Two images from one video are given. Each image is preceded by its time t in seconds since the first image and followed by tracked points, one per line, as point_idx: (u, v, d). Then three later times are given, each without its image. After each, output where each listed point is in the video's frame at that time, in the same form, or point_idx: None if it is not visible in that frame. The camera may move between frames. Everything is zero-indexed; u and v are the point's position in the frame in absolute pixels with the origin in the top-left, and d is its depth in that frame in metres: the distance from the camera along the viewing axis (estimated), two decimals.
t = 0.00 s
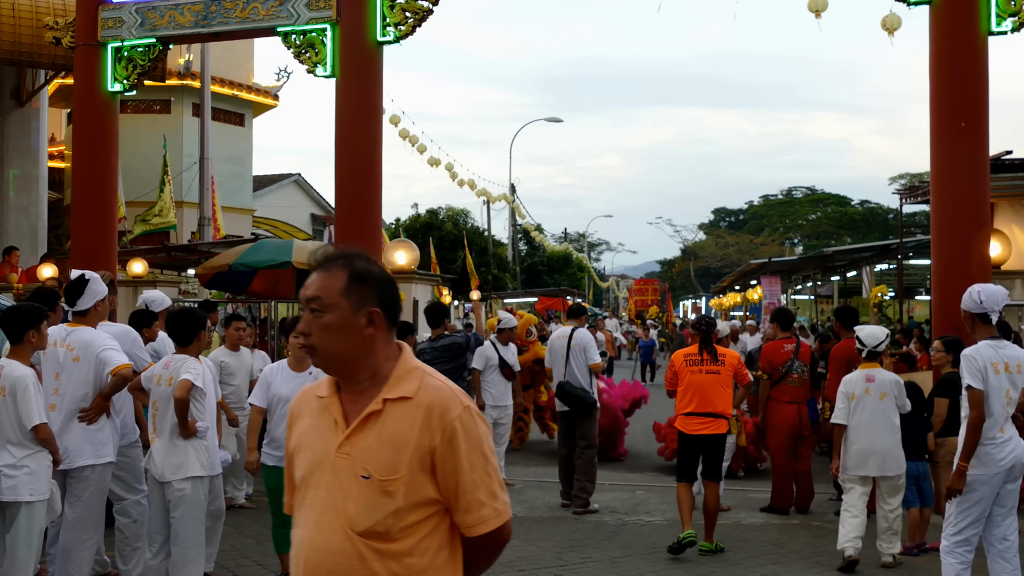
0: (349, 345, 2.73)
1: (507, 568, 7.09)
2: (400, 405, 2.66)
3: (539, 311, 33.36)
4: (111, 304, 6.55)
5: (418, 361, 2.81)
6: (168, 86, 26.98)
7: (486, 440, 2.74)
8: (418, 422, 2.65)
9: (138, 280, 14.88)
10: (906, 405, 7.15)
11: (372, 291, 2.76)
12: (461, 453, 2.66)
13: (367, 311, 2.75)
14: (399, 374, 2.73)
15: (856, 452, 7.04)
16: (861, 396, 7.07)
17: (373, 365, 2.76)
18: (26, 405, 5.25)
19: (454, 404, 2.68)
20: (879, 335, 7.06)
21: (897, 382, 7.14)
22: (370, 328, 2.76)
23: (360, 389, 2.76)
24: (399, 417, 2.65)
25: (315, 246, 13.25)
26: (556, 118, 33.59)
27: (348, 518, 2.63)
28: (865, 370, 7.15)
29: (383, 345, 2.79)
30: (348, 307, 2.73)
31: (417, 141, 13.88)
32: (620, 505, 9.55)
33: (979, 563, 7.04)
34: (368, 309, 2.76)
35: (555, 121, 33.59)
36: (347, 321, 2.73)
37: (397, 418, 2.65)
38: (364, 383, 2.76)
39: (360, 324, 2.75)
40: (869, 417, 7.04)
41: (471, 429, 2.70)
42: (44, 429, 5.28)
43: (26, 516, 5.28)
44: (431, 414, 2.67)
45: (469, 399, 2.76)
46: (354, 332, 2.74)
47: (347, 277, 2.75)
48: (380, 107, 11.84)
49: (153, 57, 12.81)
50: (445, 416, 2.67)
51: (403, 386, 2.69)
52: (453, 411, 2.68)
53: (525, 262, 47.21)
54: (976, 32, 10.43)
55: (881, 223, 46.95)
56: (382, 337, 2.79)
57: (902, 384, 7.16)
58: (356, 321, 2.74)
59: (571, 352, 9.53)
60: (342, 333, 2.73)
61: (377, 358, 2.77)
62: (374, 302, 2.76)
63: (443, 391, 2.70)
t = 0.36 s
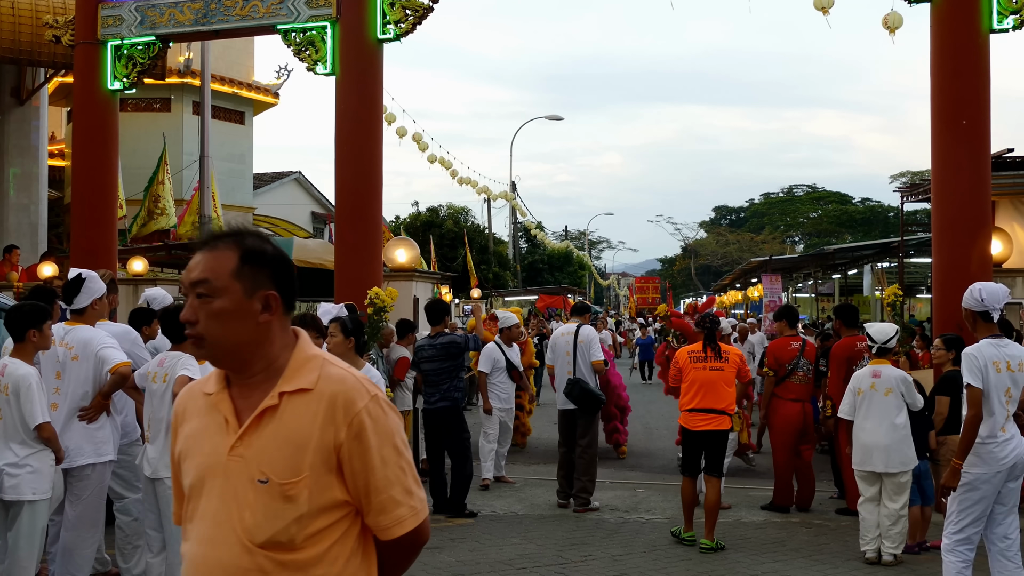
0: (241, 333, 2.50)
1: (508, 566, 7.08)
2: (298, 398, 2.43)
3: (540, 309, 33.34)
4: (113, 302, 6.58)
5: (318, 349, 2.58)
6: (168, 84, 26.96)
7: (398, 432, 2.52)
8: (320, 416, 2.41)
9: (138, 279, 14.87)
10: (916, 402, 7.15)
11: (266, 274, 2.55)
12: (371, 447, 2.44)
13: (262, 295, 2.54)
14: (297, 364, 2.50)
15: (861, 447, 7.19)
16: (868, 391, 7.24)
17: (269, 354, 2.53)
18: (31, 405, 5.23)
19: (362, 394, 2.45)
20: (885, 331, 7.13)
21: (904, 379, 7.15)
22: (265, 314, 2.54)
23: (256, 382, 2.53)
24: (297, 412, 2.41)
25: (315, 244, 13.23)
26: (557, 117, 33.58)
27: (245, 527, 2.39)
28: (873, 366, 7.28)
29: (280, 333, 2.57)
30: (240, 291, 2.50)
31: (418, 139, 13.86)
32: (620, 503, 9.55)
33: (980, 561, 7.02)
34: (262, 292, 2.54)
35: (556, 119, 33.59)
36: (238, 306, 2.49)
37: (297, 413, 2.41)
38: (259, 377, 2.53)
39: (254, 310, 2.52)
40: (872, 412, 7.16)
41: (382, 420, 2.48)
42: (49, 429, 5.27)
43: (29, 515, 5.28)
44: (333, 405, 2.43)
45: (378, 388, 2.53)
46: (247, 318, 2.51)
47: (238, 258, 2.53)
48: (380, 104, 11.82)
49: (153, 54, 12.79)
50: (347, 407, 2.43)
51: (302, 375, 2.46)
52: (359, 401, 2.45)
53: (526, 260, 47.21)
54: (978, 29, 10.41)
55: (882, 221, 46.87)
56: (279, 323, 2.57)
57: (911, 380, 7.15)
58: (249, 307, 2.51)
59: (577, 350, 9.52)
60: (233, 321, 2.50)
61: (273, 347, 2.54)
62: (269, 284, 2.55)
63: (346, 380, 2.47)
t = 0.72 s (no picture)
0: (170, 335, 2.14)
1: (508, 562, 7.08)
2: (218, 421, 2.07)
3: (540, 306, 33.34)
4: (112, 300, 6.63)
5: (255, 367, 2.22)
6: (169, 81, 26.95)
7: (333, 478, 2.13)
8: (240, 446, 2.05)
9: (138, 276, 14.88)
10: (923, 401, 7.14)
11: (211, 268, 2.22)
12: (295, 494, 2.05)
13: (207, 291, 2.20)
14: (225, 380, 2.14)
15: (868, 445, 7.15)
16: (875, 389, 7.20)
17: (198, 366, 2.18)
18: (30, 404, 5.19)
19: (294, 427, 2.08)
20: (892, 328, 7.23)
21: (913, 378, 7.15)
22: (209, 314, 2.21)
23: (179, 395, 2.18)
24: (215, 437, 2.05)
25: (315, 241, 13.23)
26: (558, 114, 33.56)
27: (136, 566, 2.03)
28: (882, 364, 7.28)
29: (215, 341, 2.22)
30: (182, 284, 2.16)
31: (418, 136, 13.87)
32: (620, 500, 9.55)
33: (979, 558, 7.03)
34: (208, 288, 2.21)
35: (557, 116, 33.56)
36: (179, 303, 2.15)
37: (214, 441, 2.05)
38: (182, 388, 2.18)
39: (197, 307, 2.18)
40: (880, 410, 7.13)
41: (314, 461, 2.10)
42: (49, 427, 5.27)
43: (30, 512, 5.31)
44: (257, 435, 2.06)
45: (316, 422, 2.16)
46: (185, 317, 2.16)
47: (181, 248, 2.19)
48: (381, 101, 11.82)
49: (153, 51, 12.79)
50: (273, 438, 2.06)
51: (228, 397, 2.10)
52: (289, 435, 2.07)
53: (526, 257, 47.23)
54: (979, 26, 10.41)
55: (882, 218, 46.75)
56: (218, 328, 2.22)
57: (920, 379, 7.15)
58: (189, 304, 2.17)
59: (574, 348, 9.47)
60: (162, 319, 2.13)
61: (206, 355, 2.19)
62: (215, 279, 2.22)
63: (278, 407, 2.10)
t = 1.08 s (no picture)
0: (30, 342, 1.80)
1: (508, 558, 7.09)
2: (90, 444, 1.76)
3: (540, 302, 33.31)
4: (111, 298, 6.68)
5: (137, 374, 1.89)
6: (168, 77, 26.95)
7: (235, 499, 1.82)
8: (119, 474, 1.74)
9: (139, 272, 14.89)
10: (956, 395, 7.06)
11: (77, 256, 1.86)
12: (188, 526, 1.75)
13: (77, 285, 1.86)
14: (97, 392, 1.81)
15: (909, 443, 6.95)
16: (917, 386, 6.99)
17: (65, 374, 1.86)
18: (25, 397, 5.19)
19: (178, 444, 1.76)
20: (934, 325, 6.99)
21: (952, 373, 7.01)
22: (81, 311, 1.87)
23: (42, 413, 1.86)
24: (87, 464, 1.75)
25: (315, 237, 13.23)
26: (558, 110, 33.52)
27: None
28: (919, 360, 7.05)
29: (86, 344, 1.89)
30: (45, 279, 1.81)
31: (419, 132, 13.85)
32: (621, 496, 9.56)
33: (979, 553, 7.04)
34: (79, 281, 1.86)
35: (557, 112, 33.52)
36: (43, 300, 1.80)
37: (84, 470, 1.74)
38: (50, 402, 1.85)
39: (65, 306, 1.84)
40: (924, 409, 6.92)
41: (210, 482, 1.78)
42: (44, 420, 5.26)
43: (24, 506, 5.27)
44: (137, 459, 1.75)
45: (209, 432, 1.84)
46: (54, 318, 1.82)
47: (42, 234, 1.82)
48: (380, 96, 11.81)
49: (152, 47, 12.77)
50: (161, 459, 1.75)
51: (101, 413, 1.78)
52: (177, 455, 1.77)
53: (527, 254, 47.24)
54: (980, 22, 10.39)
55: (883, 214, 46.70)
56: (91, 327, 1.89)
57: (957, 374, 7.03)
58: (54, 305, 1.82)
59: (557, 344, 9.51)
60: (14, 323, 1.78)
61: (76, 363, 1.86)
62: (85, 269, 1.87)
63: (162, 422, 1.78)
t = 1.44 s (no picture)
0: None
1: (509, 553, 7.09)
2: None
3: (540, 297, 33.36)
4: (111, 292, 6.68)
5: None
6: (168, 72, 26.93)
7: None
8: None
9: (139, 268, 14.90)
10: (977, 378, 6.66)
11: None
12: None
13: None
14: None
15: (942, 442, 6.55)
16: (950, 383, 6.46)
17: None
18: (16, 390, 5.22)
19: None
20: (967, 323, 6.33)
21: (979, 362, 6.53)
22: None
23: None
24: None
25: (316, 232, 13.24)
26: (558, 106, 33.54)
27: None
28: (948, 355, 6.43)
29: None
30: None
31: (419, 127, 13.83)
32: (621, 491, 9.59)
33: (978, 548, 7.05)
34: None
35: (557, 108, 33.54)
36: None
37: None
38: None
39: None
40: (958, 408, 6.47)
41: None
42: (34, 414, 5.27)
43: (20, 500, 5.25)
44: None
45: None
46: None
47: None
48: (380, 91, 11.80)
49: (152, 43, 12.76)
50: None
51: None
52: None
53: (527, 250, 47.26)
54: (980, 17, 10.37)
55: (883, 209, 46.66)
56: None
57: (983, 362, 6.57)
58: None
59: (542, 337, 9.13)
60: None
61: None
62: None
63: None
